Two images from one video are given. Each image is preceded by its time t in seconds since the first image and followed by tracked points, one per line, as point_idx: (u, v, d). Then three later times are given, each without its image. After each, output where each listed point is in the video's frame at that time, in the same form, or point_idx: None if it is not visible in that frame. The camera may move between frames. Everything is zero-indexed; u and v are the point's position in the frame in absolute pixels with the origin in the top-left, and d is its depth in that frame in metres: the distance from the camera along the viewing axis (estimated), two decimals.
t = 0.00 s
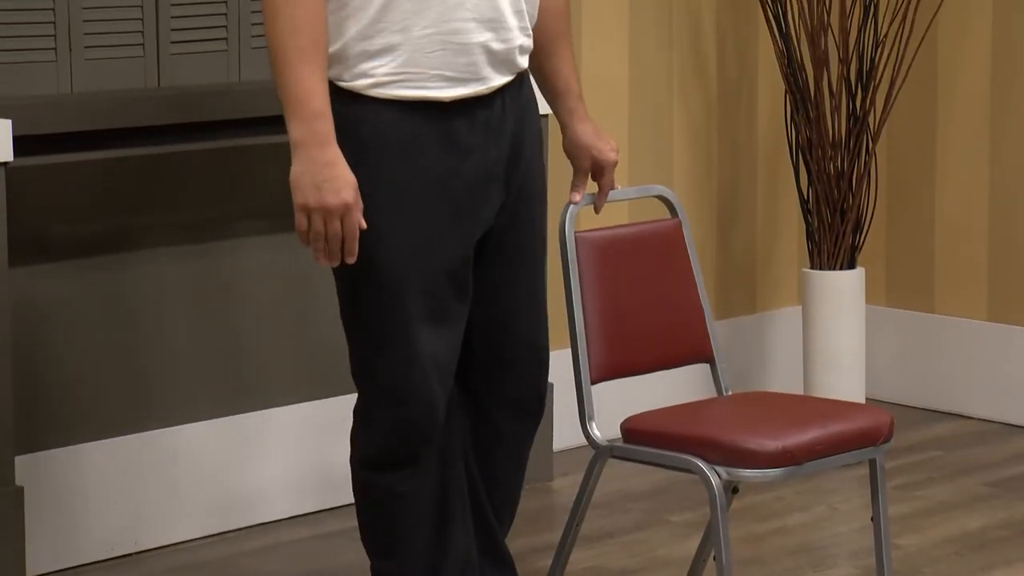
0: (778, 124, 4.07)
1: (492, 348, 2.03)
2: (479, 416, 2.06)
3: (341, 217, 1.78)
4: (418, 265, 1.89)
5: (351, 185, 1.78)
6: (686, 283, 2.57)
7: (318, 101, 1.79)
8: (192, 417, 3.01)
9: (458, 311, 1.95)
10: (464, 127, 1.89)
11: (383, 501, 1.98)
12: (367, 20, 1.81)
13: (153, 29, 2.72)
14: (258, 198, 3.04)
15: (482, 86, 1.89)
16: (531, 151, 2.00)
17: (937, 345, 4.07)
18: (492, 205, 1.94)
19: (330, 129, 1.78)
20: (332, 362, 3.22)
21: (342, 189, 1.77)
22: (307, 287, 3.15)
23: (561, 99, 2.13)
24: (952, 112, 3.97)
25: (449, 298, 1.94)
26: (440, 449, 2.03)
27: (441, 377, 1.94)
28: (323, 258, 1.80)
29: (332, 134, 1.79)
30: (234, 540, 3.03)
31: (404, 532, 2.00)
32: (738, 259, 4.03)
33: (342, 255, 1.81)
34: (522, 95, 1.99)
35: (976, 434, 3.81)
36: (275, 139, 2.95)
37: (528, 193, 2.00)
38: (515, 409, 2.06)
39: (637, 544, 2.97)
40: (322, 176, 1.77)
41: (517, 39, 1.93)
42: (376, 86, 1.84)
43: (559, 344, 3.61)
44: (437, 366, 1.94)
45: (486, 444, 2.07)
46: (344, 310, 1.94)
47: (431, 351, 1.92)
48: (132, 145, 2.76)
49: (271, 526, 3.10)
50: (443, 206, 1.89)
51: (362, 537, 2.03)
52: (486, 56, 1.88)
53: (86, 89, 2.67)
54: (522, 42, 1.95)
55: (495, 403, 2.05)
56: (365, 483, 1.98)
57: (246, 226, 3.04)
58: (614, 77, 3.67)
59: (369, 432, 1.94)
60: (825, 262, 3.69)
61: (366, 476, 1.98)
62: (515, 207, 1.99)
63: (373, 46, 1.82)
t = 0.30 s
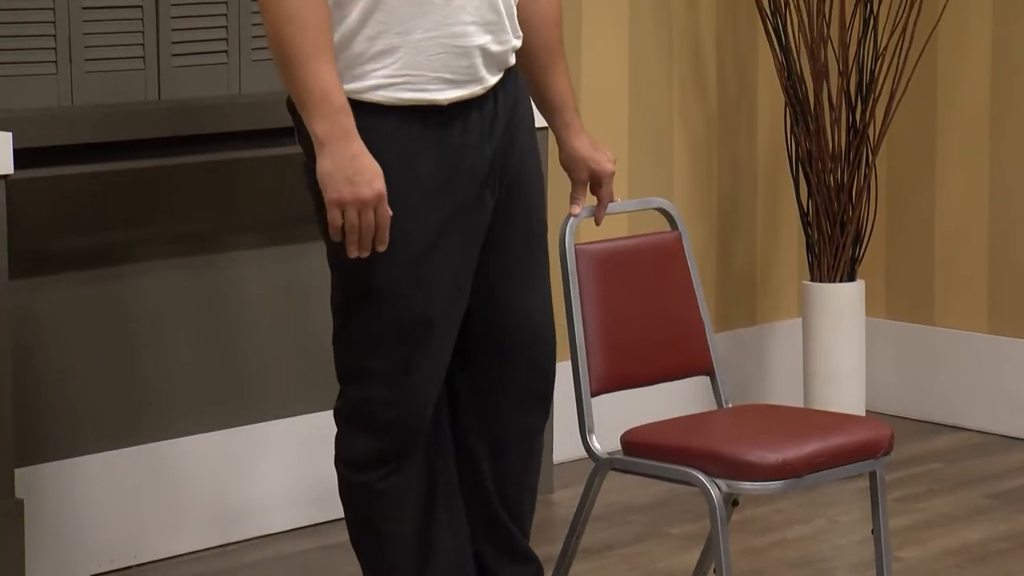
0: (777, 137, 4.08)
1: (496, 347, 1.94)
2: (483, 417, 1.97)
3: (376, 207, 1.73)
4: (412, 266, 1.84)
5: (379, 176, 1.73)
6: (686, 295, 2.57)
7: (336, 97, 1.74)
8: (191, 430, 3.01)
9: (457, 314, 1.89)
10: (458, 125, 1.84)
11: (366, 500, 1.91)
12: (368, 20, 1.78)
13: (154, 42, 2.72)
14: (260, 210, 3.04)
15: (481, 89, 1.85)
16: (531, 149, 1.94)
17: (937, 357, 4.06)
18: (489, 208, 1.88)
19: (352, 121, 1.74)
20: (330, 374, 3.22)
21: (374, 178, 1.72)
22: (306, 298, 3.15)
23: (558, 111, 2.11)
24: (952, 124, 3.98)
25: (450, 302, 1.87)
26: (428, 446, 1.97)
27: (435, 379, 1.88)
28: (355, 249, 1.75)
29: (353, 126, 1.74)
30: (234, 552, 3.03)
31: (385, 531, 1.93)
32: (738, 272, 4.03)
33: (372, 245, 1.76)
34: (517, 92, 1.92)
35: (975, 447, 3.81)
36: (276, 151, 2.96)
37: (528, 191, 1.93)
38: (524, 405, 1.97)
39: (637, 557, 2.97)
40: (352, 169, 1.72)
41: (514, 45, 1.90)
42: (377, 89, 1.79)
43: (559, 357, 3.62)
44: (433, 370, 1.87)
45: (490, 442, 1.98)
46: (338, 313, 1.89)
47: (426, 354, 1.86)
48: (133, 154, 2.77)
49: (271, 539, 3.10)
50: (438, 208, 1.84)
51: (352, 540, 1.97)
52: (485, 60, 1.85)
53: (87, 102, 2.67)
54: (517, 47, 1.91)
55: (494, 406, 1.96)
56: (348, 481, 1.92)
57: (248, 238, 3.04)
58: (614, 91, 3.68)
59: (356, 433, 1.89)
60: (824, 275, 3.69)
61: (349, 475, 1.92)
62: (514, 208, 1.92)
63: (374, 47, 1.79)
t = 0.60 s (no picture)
0: (777, 151, 4.08)
1: (504, 359, 1.90)
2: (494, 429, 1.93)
3: (369, 231, 1.70)
4: (417, 280, 1.80)
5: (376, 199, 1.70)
6: (686, 307, 2.58)
7: (337, 118, 1.70)
8: (193, 443, 3.01)
9: (463, 329, 1.85)
10: (462, 139, 1.81)
11: (369, 515, 1.88)
12: (371, 35, 1.75)
13: (154, 56, 2.73)
14: (259, 221, 3.04)
15: (486, 102, 1.82)
16: (535, 161, 1.91)
17: (937, 370, 4.07)
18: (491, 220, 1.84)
19: (351, 141, 1.70)
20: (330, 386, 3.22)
21: (371, 201, 1.69)
22: (304, 311, 3.15)
23: (557, 123, 2.11)
24: (952, 137, 3.98)
25: (456, 319, 1.83)
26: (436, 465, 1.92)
27: (441, 396, 1.84)
28: (347, 272, 1.72)
29: (352, 146, 1.71)
30: (235, 567, 3.02)
31: (389, 547, 1.88)
32: (738, 284, 4.04)
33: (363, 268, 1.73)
34: (518, 104, 1.89)
35: (975, 460, 3.81)
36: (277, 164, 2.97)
37: (534, 203, 1.90)
38: (541, 411, 1.93)
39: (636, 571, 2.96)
40: (351, 191, 1.69)
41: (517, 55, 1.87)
42: (381, 104, 1.76)
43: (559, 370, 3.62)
44: (438, 388, 1.84)
45: (504, 452, 1.93)
46: (341, 327, 1.86)
47: (432, 371, 1.83)
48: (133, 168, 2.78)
49: (271, 552, 3.09)
50: (439, 223, 1.80)
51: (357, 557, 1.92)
52: (490, 72, 1.82)
53: (89, 116, 2.67)
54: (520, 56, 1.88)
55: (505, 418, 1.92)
56: (350, 495, 1.88)
57: (248, 252, 3.05)
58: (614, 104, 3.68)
59: (359, 448, 1.86)
60: (824, 288, 3.69)
61: (353, 490, 1.88)
62: (518, 221, 1.89)
63: (377, 62, 1.76)
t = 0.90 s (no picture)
0: (778, 164, 4.09)
1: (502, 375, 1.91)
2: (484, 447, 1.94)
3: (364, 248, 1.69)
4: (420, 296, 1.80)
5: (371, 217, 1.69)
6: (686, 321, 2.58)
7: (333, 134, 1.70)
8: (193, 456, 3.01)
9: (463, 345, 1.86)
10: (466, 156, 1.81)
11: (370, 534, 1.86)
12: (373, 53, 1.75)
13: (154, 68, 2.73)
14: (259, 234, 3.04)
15: (488, 119, 1.82)
16: (534, 182, 1.91)
17: (937, 382, 4.07)
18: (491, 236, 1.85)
19: (348, 158, 1.70)
20: (330, 399, 3.22)
21: (365, 219, 1.69)
22: (304, 324, 3.15)
23: (556, 136, 2.11)
24: (951, 149, 3.98)
25: (453, 335, 1.84)
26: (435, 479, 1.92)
27: (442, 412, 1.84)
28: (344, 290, 1.72)
29: (349, 162, 1.70)
30: None
31: (391, 562, 1.88)
32: (738, 297, 4.04)
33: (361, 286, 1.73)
34: (519, 127, 1.89)
35: (975, 473, 3.80)
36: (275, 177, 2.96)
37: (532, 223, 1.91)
38: (529, 436, 1.93)
39: None
40: (344, 208, 1.68)
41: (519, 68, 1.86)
42: (384, 121, 1.76)
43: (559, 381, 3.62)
44: (439, 406, 1.84)
45: (491, 475, 1.94)
46: (344, 342, 1.85)
47: (433, 387, 1.83)
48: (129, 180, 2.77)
49: (270, 565, 3.09)
50: (440, 239, 1.80)
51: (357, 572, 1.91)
52: (492, 88, 1.81)
53: (89, 129, 2.67)
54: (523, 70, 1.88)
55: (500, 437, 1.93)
56: (352, 515, 1.87)
57: (247, 265, 3.04)
58: (614, 116, 3.68)
59: (363, 466, 1.86)
60: (824, 301, 3.69)
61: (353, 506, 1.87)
62: (516, 241, 1.89)
63: (380, 79, 1.75)
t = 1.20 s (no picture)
0: (778, 180, 4.09)
1: (505, 396, 1.91)
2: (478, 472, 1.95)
3: (378, 272, 1.71)
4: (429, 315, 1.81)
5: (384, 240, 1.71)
6: (687, 335, 2.62)
7: (347, 159, 1.71)
8: (194, 470, 3.00)
9: (469, 362, 1.86)
10: (477, 175, 1.81)
11: (375, 553, 1.86)
12: (386, 73, 1.76)
13: (155, 83, 2.73)
14: (262, 249, 3.04)
15: (502, 138, 1.82)
16: (543, 208, 1.92)
17: (937, 398, 4.06)
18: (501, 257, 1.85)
19: (360, 182, 1.71)
20: (332, 412, 3.22)
21: (378, 243, 1.70)
22: (307, 339, 3.15)
23: (557, 151, 2.12)
24: (951, 164, 3.99)
25: (458, 354, 1.84)
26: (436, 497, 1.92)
27: (446, 430, 1.85)
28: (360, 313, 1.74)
29: (361, 187, 1.72)
30: None
31: None
32: (738, 311, 4.04)
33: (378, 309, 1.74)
34: (530, 153, 1.90)
35: (976, 488, 3.80)
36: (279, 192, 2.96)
37: (540, 249, 1.91)
38: (518, 471, 1.95)
39: None
40: (356, 233, 1.70)
41: (532, 93, 1.87)
42: (396, 139, 1.77)
43: (559, 396, 3.62)
44: (441, 425, 1.84)
45: (484, 498, 1.95)
46: (347, 357, 1.86)
47: (436, 405, 1.83)
48: (133, 197, 2.78)
49: None
50: (451, 259, 1.81)
51: None
52: (505, 109, 1.82)
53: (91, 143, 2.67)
54: (536, 95, 1.89)
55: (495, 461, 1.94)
56: (356, 532, 1.86)
57: (248, 280, 3.04)
58: (614, 131, 3.68)
59: (367, 482, 1.86)
60: (825, 315, 3.69)
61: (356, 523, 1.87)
62: (526, 264, 1.90)
63: (392, 98, 1.77)
